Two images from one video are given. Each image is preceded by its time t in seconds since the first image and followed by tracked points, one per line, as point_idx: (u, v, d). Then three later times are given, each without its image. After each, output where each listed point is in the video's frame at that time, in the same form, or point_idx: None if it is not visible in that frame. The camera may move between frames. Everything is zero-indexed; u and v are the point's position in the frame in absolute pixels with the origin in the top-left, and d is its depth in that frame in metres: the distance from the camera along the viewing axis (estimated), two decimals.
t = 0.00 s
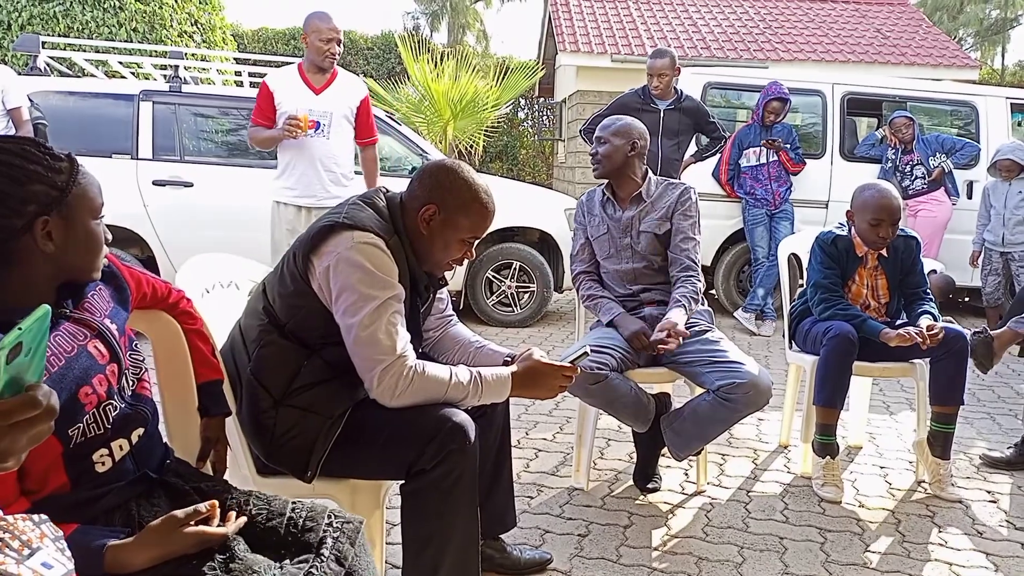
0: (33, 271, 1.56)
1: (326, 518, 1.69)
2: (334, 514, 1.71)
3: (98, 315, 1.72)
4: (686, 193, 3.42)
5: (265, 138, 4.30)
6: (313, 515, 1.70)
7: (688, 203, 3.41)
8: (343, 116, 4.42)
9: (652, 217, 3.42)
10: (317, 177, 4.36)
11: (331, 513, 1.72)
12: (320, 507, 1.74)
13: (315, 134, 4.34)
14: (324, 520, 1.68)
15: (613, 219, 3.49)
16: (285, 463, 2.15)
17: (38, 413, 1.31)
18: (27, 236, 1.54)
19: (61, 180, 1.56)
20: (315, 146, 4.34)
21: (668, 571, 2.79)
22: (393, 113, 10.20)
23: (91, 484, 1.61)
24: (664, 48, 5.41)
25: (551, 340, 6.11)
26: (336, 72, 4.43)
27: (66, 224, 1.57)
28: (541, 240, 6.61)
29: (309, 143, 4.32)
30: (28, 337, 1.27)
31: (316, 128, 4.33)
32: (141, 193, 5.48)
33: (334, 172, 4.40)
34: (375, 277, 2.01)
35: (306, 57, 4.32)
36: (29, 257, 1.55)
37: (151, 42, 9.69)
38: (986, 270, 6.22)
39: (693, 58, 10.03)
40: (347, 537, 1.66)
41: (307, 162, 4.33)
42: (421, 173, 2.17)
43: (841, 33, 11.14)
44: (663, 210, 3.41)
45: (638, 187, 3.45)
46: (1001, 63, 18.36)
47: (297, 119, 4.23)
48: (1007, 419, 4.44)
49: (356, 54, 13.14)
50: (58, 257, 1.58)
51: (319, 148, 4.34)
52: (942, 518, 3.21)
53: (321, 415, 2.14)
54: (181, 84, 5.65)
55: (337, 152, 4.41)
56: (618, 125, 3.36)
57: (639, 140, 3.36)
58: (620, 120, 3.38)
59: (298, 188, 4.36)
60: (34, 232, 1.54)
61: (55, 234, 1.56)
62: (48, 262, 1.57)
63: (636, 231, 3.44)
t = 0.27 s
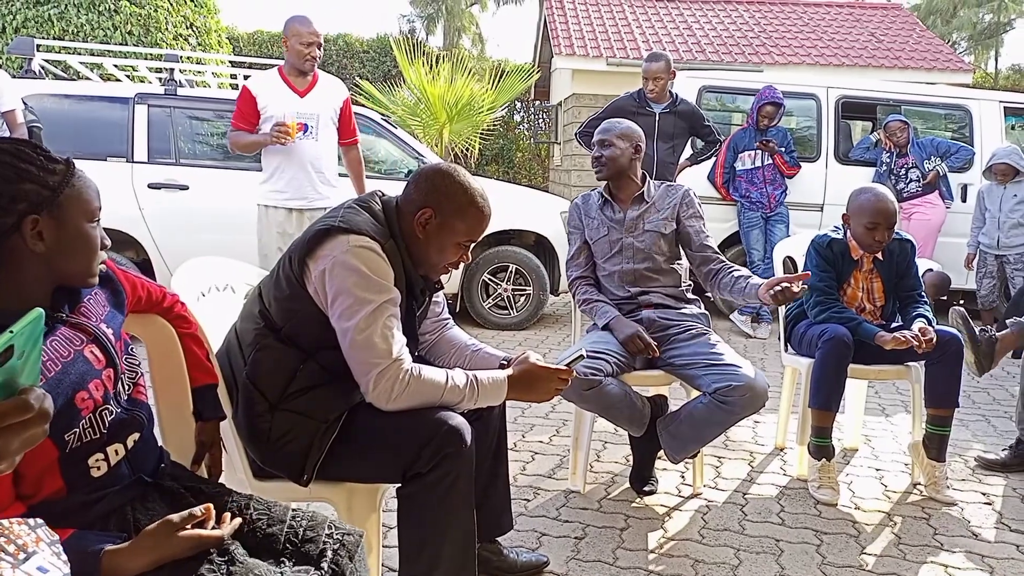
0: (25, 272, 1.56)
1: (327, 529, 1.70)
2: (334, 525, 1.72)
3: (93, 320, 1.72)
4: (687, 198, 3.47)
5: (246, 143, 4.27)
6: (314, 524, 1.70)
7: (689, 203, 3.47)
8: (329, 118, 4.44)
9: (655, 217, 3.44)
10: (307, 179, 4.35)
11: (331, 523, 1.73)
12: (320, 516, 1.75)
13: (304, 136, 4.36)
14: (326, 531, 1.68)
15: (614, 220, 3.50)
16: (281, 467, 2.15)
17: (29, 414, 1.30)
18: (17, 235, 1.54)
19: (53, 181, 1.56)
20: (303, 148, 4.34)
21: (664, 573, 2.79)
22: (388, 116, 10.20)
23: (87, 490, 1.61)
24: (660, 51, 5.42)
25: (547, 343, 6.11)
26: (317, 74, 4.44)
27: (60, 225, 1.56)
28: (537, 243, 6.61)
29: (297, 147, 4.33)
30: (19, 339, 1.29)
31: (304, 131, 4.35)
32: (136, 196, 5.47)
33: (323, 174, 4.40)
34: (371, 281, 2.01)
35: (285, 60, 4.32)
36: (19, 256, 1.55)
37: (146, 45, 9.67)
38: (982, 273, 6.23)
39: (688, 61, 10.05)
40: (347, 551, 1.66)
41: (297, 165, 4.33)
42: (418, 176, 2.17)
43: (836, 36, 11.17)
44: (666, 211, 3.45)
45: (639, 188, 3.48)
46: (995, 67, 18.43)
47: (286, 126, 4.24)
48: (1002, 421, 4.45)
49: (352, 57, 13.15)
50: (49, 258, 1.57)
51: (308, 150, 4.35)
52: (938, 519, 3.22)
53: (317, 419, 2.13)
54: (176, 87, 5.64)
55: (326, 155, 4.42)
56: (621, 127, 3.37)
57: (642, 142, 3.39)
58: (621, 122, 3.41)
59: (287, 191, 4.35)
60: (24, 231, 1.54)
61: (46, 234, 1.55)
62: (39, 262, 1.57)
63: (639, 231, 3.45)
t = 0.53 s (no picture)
0: (21, 272, 1.57)
1: (328, 531, 1.70)
2: (335, 527, 1.72)
3: (90, 321, 1.72)
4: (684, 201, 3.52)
5: (239, 143, 4.25)
6: (316, 525, 1.70)
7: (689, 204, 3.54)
8: (323, 114, 4.45)
9: (655, 215, 3.48)
10: (308, 174, 4.36)
11: (332, 524, 1.73)
12: (321, 517, 1.75)
13: (299, 133, 4.35)
14: (326, 533, 1.68)
15: (615, 215, 3.52)
16: (276, 466, 2.15)
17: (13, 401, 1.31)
18: (10, 235, 1.54)
19: (45, 180, 1.56)
20: (298, 144, 4.34)
21: (659, 571, 2.80)
22: (384, 116, 10.20)
23: (83, 491, 1.61)
24: (656, 51, 5.43)
25: (542, 342, 6.11)
26: (308, 72, 4.43)
27: (54, 225, 1.56)
28: (532, 242, 6.62)
29: (292, 144, 4.33)
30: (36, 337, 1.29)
31: (299, 128, 4.34)
32: (131, 195, 5.47)
33: (320, 168, 4.42)
34: (367, 280, 2.01)
35: (276, 60, 4.33)
36: (14, 256, 1.56)
37: (140, 44, 9.65)
38: (974, 273, 6.23)
39: (683, 61, 10.07)
40: (347, 551, 1.67)
41: (294, 162, 4.33)
42: (413, 176, 2.17)
43: (830, 36, 11.20)
44: (666, 210, 3.49)
45: (639, 186, 3.53)
46: (988, 67, 18.50)
47: (280, 123, 4.18)
48: (995, 420, 4.47)
49: (347, 56, 13.14)
50: (43, 258, 1.57)
51: (304, 146, 4.36)
52: (931, 517, 3.24)
53: (312, 419, 2.13)
54: (171, 86, 5.64)
55: (321, 152, 4.42)
56: (615, 127, 3.44)
57: (635, 141, 3.43)
58: (616, 122, 3.47)
59: (288, 187, 4.35)
60: (17, 231, 1.54)
61: (40, 234, 1.55)
62: (35, 262, 1.57)
63: (640, 226, 3.48)
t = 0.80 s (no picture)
0: (21, 269, 1.57)
1: (326, 526, 1.70)
2: (333, 522, 1.72)
3: (89, 315, 1.72)
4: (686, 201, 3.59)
5: (246, 139, 4.29)
6: (314, 520, 1.70)
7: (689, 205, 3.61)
8: (328, 110, 4.44)
9: (660, 210, 3.51)
10: (311, 169, 4.36)
11: (331, 519, 1.73)
12: (320, 511, 1.75)
13: (303, 128, 4.35)
14: (325, 528, 1.69)
15: (621, 205, 3.51)
16: (275, 459, 2.16)
17: None
18: (8, 231, 1.54)
19: (40, 176, 1.55)
20: (302, 140, 4.34)
21: (658, 564, 2.81)
22: (382, 110, 10.18)
23: (82, 485, 1.61)
24: (654, 45, 5.42)
25: (541, 336, 6.12)
26: (312, 68, 4.44)
27: (51, 220, 1.57)
28: (530, 236, 6.62)
29: (297, 139, 4.33)
30: (30, 316, 1.30)
31: (303, 122, 4.35)
32: (129, 190, 5.46)
33: (323, 163, 4.42)
34: (365, 274, 2.01)
35: (280, 54, 4.32)
36: (12, 252, 1.56)
37: (138, 39, 9.64)
38: (972, 266, 6.24)
39: (681, 55, 10.06)
40: (345, 545, 1.68)
41: (297, 157, 4.33)
42: (411, 170, 2.17)
43: (829, 30, 11.18)
44: (671, 207, 3.54)
45: (644, 182, 3.56)
46: (987, 60, 18.47)
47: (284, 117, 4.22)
48: (993, 412, 4.48)
49: (345, 51, 13.13)
50: (41, 253, 1.57)
51: (308, 141, 4.36)
52: (929, 510, 3.25)
53: (310, 413, 2.14)
54: (168, 82, 5.63)
55: (324, 147, 4.42)
56: (624, 121, 3.52)
57: (643, 135, 3.50)
58: (625, 117, 3.54)
59: (291, 182, 4.34)
60: (14, 227, 1.54)
61: (37, 229, 1.56)
62: (34, 258, 1.57)
63: (645, 218, 3.49)
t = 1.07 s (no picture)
0: (20, 275, 1.57)
1: (326, 531, 1.70)
2: (333, 526, 1.73)
3: (89, 320, 1.72)
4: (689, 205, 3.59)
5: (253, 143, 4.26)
6: (314, 525, 1.71)
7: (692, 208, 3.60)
8: (333, 116, 4.45)
9: (663, 213, 3.51)
10: (316, 175, 4.36)
11: (331, 523, 1.74)
12: (319, 516, 1.75)
13: (309, 134, 4.36)
14: (324, 532, 1.69)
15: (625, 207, 3.52)
16: (274, 464, 2.16)
17: None
18: (7, 238, 1.54)
19: (38, 182, 1.56)
20: (309, 145, 4.35)
21: (658, 570, 2.81)
22: (382, 114, 10.19)
23: (82, 490, 1.61)
24: (653, 49, 5.42)
25: (540, 341, 6.12)
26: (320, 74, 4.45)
27: (50, 226, 1.57)
28: (530, 241, 6.63)
29: (303, 145, 4.33)
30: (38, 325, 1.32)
31: (310, 128, 4.35)
32: (129, 195, 5.46)
33: (330, 170, 4.43)
34: (364, 280, 2.02)
35: (289, 60, 4.33)
36: (11, 258, 1.56)
37: (138, 44, 9.65)
38: (971, 270, 6.24)
39: (681, 59, 10.08)
40: (345, 550, 1.68)
41: (303, 163, 4.33)
42: (411, 175, 2.18)
43: (828, 34, 11.20)
44: (675, 210, 3.53)
45: (648, 184, 3.55)
46: (986, 64, 18.51)
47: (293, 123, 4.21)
48: (992, 417, 4.49)
49: (345, 55, 13.15)
50: (39, 259, 1.58)
51: (315, 147, 4.36)
52: (928, 514, 3.25)
53: (310, 418, 2.14)
54: (168, 86, 5.64)
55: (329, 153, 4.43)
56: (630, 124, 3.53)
57: (646, 138, 3.48)
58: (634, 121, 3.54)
59: (296, 187, 4.34)
60: (12, 234, 1.54)
61: (36, 235, 1.56)
62: (32, 264, 1.57)
63: (648, 220, 3.49)
